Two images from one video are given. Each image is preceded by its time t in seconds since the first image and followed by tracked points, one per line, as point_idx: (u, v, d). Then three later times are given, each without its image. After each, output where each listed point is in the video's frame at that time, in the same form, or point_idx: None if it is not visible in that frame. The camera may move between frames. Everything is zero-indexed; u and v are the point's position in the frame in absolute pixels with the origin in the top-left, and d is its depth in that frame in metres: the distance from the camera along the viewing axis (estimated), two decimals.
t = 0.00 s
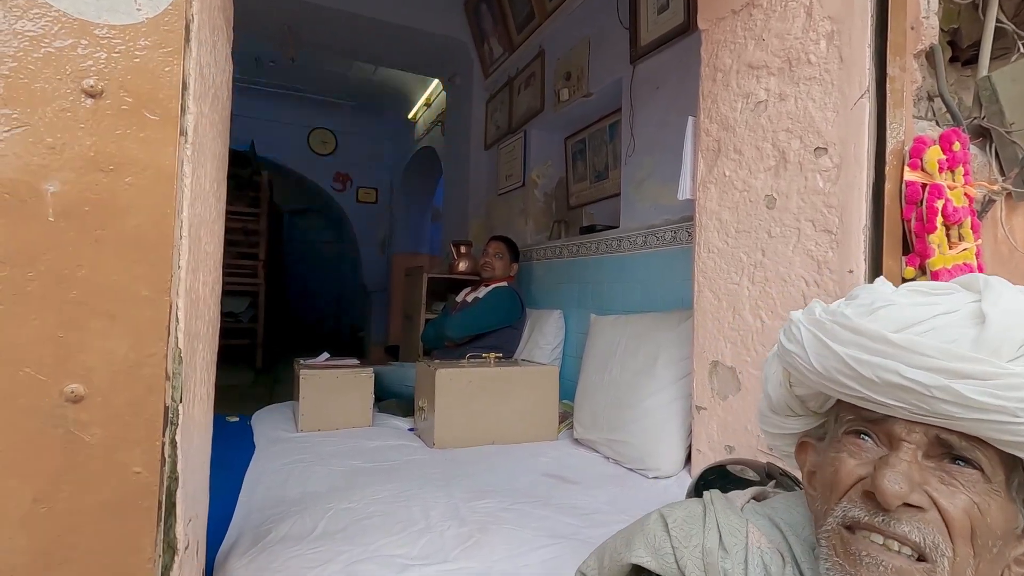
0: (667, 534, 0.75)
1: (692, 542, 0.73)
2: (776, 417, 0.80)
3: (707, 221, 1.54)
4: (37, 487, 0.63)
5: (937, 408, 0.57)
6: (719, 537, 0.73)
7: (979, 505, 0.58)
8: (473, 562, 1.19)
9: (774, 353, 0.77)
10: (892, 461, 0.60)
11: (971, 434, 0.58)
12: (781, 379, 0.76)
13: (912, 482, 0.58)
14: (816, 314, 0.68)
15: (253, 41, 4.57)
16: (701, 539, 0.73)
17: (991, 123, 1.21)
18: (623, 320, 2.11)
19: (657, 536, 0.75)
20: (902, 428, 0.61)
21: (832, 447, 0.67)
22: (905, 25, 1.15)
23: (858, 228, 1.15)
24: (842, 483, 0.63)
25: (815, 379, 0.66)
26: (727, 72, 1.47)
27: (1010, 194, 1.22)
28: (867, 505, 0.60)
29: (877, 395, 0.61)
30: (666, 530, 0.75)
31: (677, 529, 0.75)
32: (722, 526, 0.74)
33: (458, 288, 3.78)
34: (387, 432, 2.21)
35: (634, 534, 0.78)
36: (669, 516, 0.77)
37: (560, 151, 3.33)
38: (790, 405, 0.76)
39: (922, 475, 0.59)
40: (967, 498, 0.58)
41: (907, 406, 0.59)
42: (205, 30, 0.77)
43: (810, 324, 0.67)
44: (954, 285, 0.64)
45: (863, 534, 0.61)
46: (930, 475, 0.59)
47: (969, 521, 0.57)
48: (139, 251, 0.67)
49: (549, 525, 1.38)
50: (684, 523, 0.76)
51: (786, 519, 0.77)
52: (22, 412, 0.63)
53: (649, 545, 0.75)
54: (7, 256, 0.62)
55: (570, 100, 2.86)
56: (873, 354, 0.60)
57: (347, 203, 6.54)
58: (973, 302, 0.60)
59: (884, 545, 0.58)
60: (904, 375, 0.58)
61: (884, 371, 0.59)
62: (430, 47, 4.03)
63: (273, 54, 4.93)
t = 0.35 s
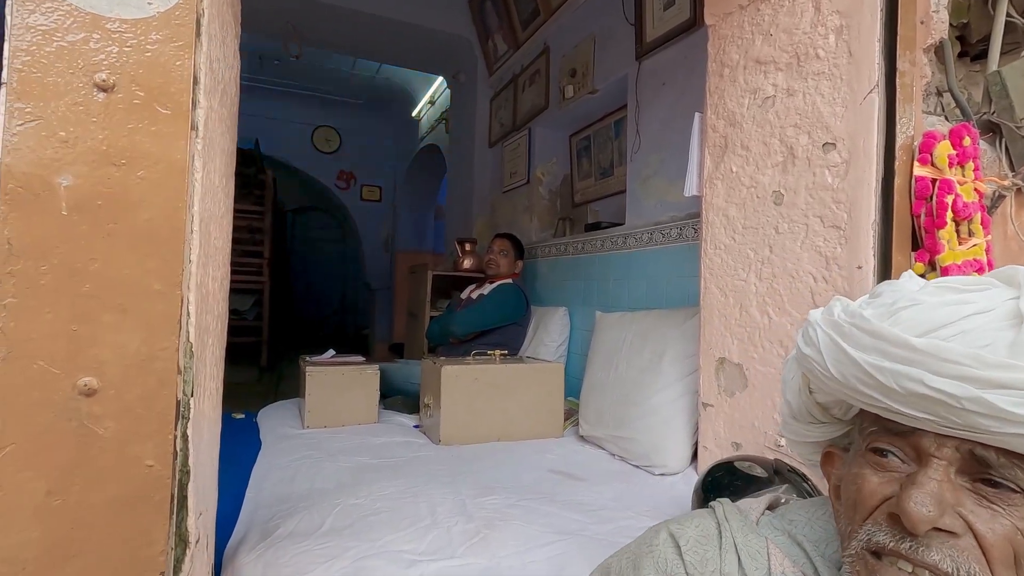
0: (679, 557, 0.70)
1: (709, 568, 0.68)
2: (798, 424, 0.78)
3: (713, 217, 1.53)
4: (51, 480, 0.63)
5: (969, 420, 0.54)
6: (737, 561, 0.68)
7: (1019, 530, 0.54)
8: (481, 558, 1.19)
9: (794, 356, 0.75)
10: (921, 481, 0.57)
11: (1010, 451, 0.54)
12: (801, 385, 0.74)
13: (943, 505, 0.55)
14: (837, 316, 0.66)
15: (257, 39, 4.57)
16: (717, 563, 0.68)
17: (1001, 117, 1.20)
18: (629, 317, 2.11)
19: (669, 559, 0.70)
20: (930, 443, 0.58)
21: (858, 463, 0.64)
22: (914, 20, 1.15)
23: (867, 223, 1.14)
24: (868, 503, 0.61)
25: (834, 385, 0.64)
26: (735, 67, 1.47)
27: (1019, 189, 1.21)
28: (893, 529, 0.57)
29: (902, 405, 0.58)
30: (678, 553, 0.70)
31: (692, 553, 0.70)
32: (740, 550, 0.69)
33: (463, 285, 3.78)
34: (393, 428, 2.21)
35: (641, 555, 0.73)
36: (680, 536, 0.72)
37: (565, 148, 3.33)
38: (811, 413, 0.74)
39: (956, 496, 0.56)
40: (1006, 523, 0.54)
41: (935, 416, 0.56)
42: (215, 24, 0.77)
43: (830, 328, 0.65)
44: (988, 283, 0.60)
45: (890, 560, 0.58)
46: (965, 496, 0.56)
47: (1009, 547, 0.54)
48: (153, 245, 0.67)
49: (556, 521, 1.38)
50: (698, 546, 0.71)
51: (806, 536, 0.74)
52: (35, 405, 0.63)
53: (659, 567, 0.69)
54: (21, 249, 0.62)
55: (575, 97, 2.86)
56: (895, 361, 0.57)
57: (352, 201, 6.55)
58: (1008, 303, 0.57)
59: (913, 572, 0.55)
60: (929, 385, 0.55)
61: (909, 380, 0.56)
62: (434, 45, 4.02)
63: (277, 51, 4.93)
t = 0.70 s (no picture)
0: (669, 543, 0.73)
1: (697, 553, 0.71)
2: (778, 419, 0.79)
3: (716, 216, 1.53)
4: (60, 478, 0.64)
5: (914, 403, 0.57)
6: (723, 545, 0.71)
7: (969, 506, 0.57)
8: (484, 556, 1.19)
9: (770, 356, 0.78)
10: (877, 462, 0.60)
11: (954, 429, 0.57)
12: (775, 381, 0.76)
13: (896, 483, 0.58)
14: (800, 312, 0.68)
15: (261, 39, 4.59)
16: (704, 549, 0.71)
17: (1005, 116, 1.20)
18: (631, 316, 2.11)
19: (659, 546, 0.73)
20: (885, 425, 0.61)
21: (825, 449, 0.67)
22: (918, 18, 1.14)
23: (869, 222, 1.14)
24: (833, 486, 0.64)
25: (798, 377, 0.67)
26: (738, 66, 1.47)
27: None
28: (854, 508, 0.60)
29: (856, 392, 0.61)
30: (667, 540, 0.73)
31: (680, 539, 0.72)
32: (727, 535, 0.72)
33: (465, 284, 3.79)
34: (396, 427, 2.22)
35: (633, 544, 0.75)
36: (670, 524, 0.75)
37: (568, 147, 3.33)
38: (788, 405, 0.75)
39: (909, 475, 0.59)
40: (957, 500, 0.57)
41: (887, 401, 0.59)
42: (220, 25, 0.77)
43: (795, 323, 0.68)
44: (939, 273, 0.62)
45: (855, 540, 0.60)
46: (918, 475, 0.59)
47: (959, 522, 0.57)
48: (160, 245, 0.68)
49: (559, 520, 1.38)
50: (686, 532, 0.73)
51: (791, 520, 0.76)
52: (44, 403, 0.63)
53: (650, 556, 0.72)
54: (30, 250, 0.63)
55: (578, 96, 2.85)
56: (846, 352, 0.60)
57: (354, 200, 6.55)
58: (949, 290, 0.59)
59: (872, 548, 0.58)
60: (876, 372, 0.58)
61: (858, 368, 0.59)
62: (437, 44, 4.02)
63: (281, 51, 4.94)
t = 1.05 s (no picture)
0: (672, 515, 0.76)
1: (698, 521, 0.74)
2: (765, 405, 0.84)
3: (718, 215, 1.53)
4: (63, 476, 0.64)
5: (892, 377, 0.64)
6: (722, 514, 0.75)
7: (938, 464, 0.64)
8: (486, 554, 1.20)
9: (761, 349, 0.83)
10: (862, 430, 0.66)
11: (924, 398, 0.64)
12: (766, 371, 0.82)
13: (878, 447, 0.65)
14: (787, 309, 0.76)
15: (263, 38, 4.59)
16: (705, 517, 0.75)
17: (1009, 114, 1.21)
18: (633, 315, 2.11)
19: (663, 518, 0.76)
20: (868, 399, 0.67)
21: (813, 424, 0.73)
22: (921, 16, 1.14)
23: (872, 220, 1.14)
24: (822, 456, 0.70)
25: (789, 365, 0.74)
26: (740, 65, 1.46)
27: None
28: (843, 471, 0.67)
29: (841, 372, 0.67)
30: (669, 511, 0.77)
31: (682, 511, 0.76)
32: (724, 504, 0.76)
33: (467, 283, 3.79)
34: (398, 426, 2.22)
35: (640, 520, 0.79)
36: (671, 499, 0.79)
37: (570, 146, 3.33)
38: (778, 393, 0.80)
39: (888, 440, 0.65)
40: (928, 459, 0.64)
41: (869, 378, 0.66)
42: (221, 25, 0.77)
43: (784, 319, 0.76)
44: (902, 275, 0.72)
45: (843, 502, 0.67)
46: (896, 440, 0.65)
47: (931, 479, 0.64)
48: (163, 245, 0.68)
49: (561, 518, 1.38)
50: (687, 503, 0.77)
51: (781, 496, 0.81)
52: (48, 403, 0.64)
53: (655, 527, 0.76)
54: (33, 250, 0.63)
55: (580, 95, 2.85)
56: (831, 336, 0.68)
57: (356, 199, 6.56)
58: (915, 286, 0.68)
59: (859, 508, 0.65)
60: (859, 351, 0.65)
61: (841, 349, 0.66)
62: (439, 43, 4.02)
63: (283, 50, 4.95)
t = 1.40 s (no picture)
0: (696, 494, 0.77)
1: (721, 497, 0.75)
2: (784, 394, 0.85)
3: (722, 214, 1.52)
4: (67, 477, 0.65)
5: (916, 362, 0.64)
6: (744, 493, 0.75)
7: (958, 442, 0.64)
8: (490, 554, 1.19)
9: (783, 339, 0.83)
10: (886, 410, 0.67)
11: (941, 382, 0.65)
12: (786, 359, 0.82)
13: (902, 425, 0.65)
14: (810, 299, 0.77)
15: (267, 38, 4.60)
16: (727, 494, 0.75)
17: (1018, 112, 1.20)
18: (638, 314, 2.10)
19: (687, 496, 0.76)
20: (891, 382, 0.68)
21: (835, 408, 0.73)
22: (928, 13, 1.12)
23: (878, 219, 1.13)
24: (845, 434, 0.70)
25: (813, 351, 0.74)
26: (744, 62, 1.45)
27: None
28: (869, 447, 0.67)
29: (866, 357, 0.68)
30: (692, 489, 0.77)
31: (705, 489, 0.77)
32: (745, 483, 0.77)
33: (471, 282, 3.79)
34: (402, 425, 2.22)
35: (663, 499, 0.79)
36: (694, 481, 0.79)
37: (574, 144, 3.32)
38: (800, 381, 0.81)
39: (911, 419, 0.65)
40: (948, 437, 0.64)
41: (893, 363, 0.66)
42: (225, 24, 0.77)
43: (807, 308, 0.76)
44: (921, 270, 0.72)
45: (869, 476, 0.67)
46: (918, 420, 0.65)
47: (951, 455, 0.64)
48: (166, 246, 0.68)
49: (564, 518, 1.38)
50: (710, 483, 0.78)
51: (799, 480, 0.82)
52: (53, 402, 0.64)
53: (680, 505, 0.76)
54: (37, 250, 0.63)
55: (584, 93, 2.84)
56: (856, 322, 0.68)
57: (360, 198, 6.56)
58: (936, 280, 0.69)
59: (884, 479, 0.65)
60: (885, 336, 0.65)
61: (867, 334, 0.67)
62: (442, 41, 4.01)
63: (287, 50, 4.96)
